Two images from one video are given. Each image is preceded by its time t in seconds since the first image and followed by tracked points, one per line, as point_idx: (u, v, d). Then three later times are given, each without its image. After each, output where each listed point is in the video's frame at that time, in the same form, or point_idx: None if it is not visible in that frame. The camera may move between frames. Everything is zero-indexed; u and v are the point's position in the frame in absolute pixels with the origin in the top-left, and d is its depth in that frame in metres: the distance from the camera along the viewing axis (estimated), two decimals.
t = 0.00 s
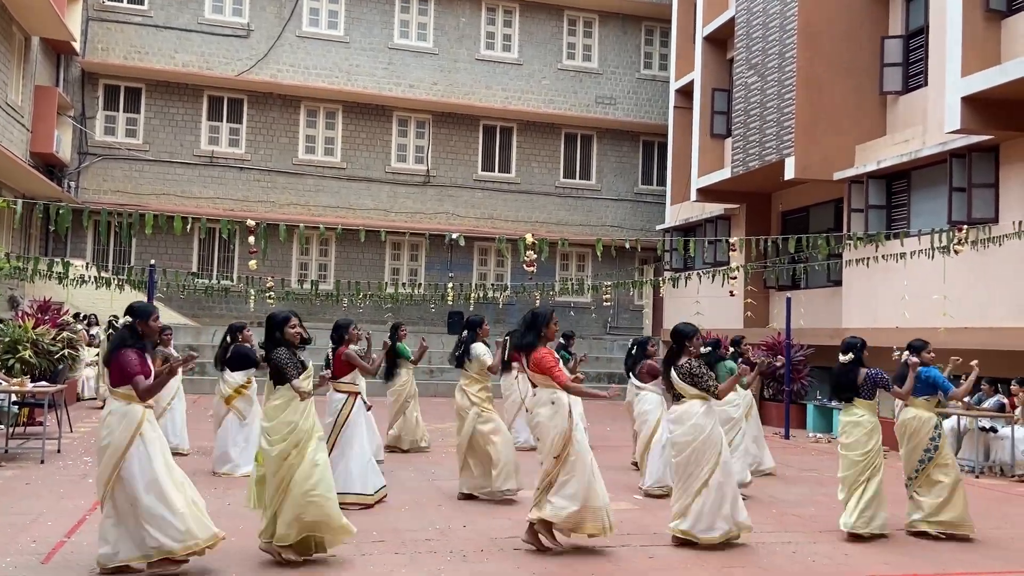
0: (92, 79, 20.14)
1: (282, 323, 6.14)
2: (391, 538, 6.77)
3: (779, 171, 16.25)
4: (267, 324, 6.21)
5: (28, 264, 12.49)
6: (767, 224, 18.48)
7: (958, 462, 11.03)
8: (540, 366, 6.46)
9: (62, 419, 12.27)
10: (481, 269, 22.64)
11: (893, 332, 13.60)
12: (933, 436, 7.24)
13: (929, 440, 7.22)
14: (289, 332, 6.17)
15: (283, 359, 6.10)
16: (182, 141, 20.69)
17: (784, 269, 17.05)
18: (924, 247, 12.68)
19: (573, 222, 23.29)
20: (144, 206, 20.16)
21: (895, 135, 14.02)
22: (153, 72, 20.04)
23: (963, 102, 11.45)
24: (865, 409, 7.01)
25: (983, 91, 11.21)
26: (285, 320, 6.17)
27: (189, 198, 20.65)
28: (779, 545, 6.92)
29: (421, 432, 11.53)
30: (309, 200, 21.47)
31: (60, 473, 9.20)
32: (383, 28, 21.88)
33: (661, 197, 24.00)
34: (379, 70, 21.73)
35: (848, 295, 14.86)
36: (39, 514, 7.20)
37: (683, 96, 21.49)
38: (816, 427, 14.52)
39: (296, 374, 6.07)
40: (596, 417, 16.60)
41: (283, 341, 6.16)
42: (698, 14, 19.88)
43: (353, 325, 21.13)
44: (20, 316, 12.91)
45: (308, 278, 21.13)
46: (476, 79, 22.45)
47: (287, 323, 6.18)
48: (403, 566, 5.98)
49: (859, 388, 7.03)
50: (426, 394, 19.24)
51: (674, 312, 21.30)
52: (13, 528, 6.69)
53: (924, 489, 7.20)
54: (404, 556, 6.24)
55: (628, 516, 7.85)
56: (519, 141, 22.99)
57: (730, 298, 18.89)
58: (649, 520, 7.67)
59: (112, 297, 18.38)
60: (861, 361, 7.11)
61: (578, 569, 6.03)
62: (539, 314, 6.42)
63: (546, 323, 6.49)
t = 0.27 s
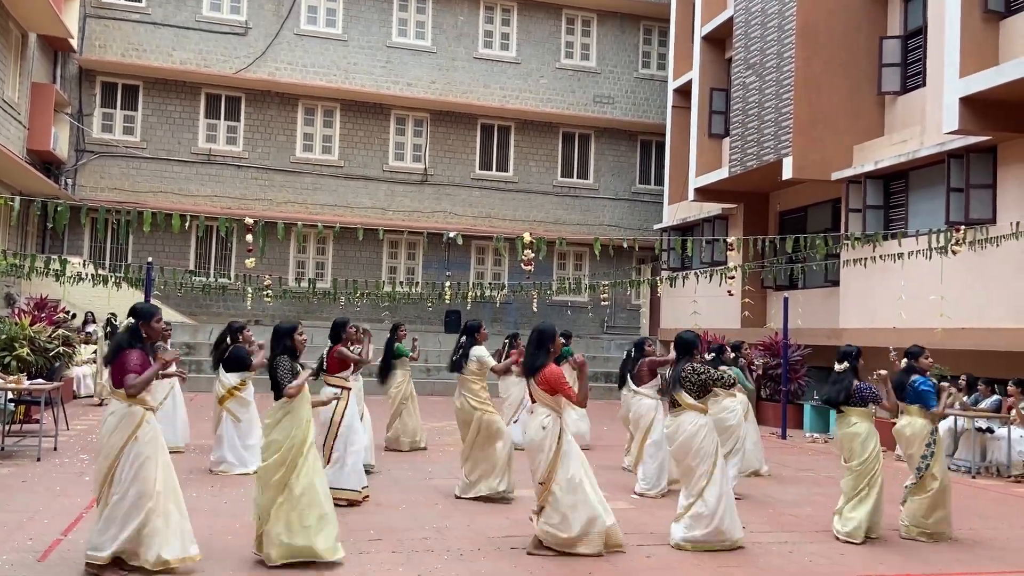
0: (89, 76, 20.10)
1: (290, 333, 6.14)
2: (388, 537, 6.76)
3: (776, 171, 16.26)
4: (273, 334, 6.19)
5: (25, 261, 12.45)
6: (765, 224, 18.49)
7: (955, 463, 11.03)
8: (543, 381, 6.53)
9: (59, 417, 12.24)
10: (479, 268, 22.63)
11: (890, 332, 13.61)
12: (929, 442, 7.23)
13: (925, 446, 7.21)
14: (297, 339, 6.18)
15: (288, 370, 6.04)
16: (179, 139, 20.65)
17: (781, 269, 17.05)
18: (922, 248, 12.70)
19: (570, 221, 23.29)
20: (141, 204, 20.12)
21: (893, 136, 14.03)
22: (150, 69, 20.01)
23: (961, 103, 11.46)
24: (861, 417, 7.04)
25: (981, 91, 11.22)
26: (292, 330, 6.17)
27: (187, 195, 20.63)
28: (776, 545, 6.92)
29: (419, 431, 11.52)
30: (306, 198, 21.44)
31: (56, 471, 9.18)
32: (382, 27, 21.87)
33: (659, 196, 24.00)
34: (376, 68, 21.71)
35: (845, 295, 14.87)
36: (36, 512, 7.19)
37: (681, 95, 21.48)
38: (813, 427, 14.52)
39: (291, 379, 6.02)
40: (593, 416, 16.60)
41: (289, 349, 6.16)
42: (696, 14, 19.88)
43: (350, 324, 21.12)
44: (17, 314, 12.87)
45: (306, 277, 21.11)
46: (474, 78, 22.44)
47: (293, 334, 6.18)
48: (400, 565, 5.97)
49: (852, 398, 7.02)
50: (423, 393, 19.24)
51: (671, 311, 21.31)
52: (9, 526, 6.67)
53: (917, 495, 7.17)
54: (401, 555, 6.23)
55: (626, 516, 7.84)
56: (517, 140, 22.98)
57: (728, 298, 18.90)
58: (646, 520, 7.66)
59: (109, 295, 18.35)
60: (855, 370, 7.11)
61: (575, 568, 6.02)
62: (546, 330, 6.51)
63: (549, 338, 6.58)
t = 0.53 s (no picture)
0: (88, 74, 20.08)
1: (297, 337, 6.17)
2: (386, 535, 6.76)
3: (775, 171, 16.27)
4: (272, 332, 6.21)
5: (23, 259, 12.41)
6: (763, 224, 18.50)
7: (953, 462, 11.05)
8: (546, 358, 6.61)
9: (57, 416, 12.22)
10: (477, 267, 22.63)
11: (888, 332, 13.62)
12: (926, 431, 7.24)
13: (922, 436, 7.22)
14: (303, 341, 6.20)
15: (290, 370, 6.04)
16: (178, 137, 20.64)
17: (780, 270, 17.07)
18: (920, 248, 12.72)
19: (569, 221, 23.30)
20: (140, 202, 20.11)
21: (892, 136, 14.04)
22: (149, 68, 19.99)
23: (960, 104, 11.47)
24: (854, 407, 7.03)
25: (980, 92, 11.24)
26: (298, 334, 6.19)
27: (185, 194, 20.62)
28: (774, 545, 6.92)
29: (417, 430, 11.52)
30: (305, 197, 21.43)
31: (55, 469, 9.17)
32: (381, 26, 21.86)
33: (657, 196, 24.01)
34: (375, 67, 21.71)
35: (844, 295, 14.89)
36: (34, 511, 7.18)
37: (680, 95, 21.48)
38: (811, 427, 14.54)
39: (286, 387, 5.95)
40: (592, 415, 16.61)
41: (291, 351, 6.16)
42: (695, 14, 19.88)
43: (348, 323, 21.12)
44: (15, 312, 12.85)
45: (304, 276, 21.11)
46: (473, 77, 22.44)
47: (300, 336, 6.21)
48: (400, 563, 5.97)
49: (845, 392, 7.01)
50: (422, 392, 19.24)
51: (670, 311, 21.33)
52: (8, 525, 6.66)
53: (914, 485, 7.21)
54: (400, 553, 6.24)
55: (624, 515, 7.84)
56: (516, 139, 22.97)
57: (726, 298, 18.91)
58: (644, 520, 7.67)
59: (108, 293, 18.34)
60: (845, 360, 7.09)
61: (573, 568, 6.03)
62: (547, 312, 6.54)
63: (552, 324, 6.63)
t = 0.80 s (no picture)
0: (88, 73, 20.07)
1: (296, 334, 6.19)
2: (386, 535, 6.76)
3: (775, 171, 16.27)
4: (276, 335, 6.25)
5: (23, 257, 12.39)
6: (763, 224, 18.50)
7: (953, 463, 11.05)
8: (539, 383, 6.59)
9: (56, 414, 12.21)
10: (477, 267, 22.63)
11: (888, 332, 13.63)
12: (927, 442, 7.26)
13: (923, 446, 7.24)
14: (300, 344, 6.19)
15: (279, 373, 6.10)
16: (178, 136, 20.63)
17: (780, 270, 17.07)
18: (920, 249, 12.72)
19: (568, 220, 23.30)
20: (140, 201, 20.10)
21: (892, 136, 14.05)
22: (149, 66, 19.98)
23: (960, 104, 11.47)
24: (844, 420, 7.05)
25: (981, 93, 11.25)
26: (298, 332, 6.22)
27: (185, 193, 20.61)
28: (773, 545, 6.93)
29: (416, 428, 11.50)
30: (305, 196, 21.43)
31: (55, 468, 9.16)
32: (381, 25, 21.85)
33: (657, 196, 24.01)
34: (375, 67, 21.71)
35: (844, 295, 14.89)
36: (33, 509, 7.17)
37: (680, 95, 21.48)
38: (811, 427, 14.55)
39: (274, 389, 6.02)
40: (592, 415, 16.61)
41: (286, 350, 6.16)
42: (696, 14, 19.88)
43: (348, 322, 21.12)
44: (15, 311, 12.84)
45: (304, 275, 21.11)
46: (473, 77, 22.44)
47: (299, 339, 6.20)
48: (399, 563, 5.97)
49: (838, 401, 7.07)
50: (421, 391, 19.25)
51: (669, 311, 21.32)
52: (7, 523, 6.65)
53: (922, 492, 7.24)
54: (400, 553, 6.23)
55: (624, 515, 7.84)
56: (515, 139, 22.97)
57: (726, 298, 18.91)
58: (644, 520, 7.66)
59: (107, 292, 18.33)
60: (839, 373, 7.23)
61: (573, 567, 6.03)
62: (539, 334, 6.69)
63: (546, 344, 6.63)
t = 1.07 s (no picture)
0: (89, 73, 20.08)
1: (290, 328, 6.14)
2: (387, 535, 6.76)
3: (776, 172, 16.26)
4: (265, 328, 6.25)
5: (24, 257, 12.38)
6: (764, 224, 18.49)
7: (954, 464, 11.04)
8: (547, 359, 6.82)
9: (58, 414, 12.22)
10: (478, 267, 22.63)
11: (889, 333, 13.62)
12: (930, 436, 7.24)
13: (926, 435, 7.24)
14: (291, 337, 6.13)
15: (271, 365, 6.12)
16: (179, 136, 20.64)
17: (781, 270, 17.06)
18: (922, 249, 12.72)
19: (569, 221, 23.29)
20: (141, 201, 20.11)
21: (894, 136, 14.04)
22: (150, 66, 19.98)
23: (962, 104, 11.45)
24: (851, 409, 7.09)
25: (982, 93, 11.25)
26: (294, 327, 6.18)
27: (186, 193, 20.62)
28: (774, 545, 6.92)
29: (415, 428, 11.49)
30: (306, 196, 21.43)
31: (55, 467, 9.17)
32: (382, 25, 21.85)
33: (658, 196, 24.00)
34: (376, 67, 21.72)
35: (845, 296, 14.88)
36: (34, 509, 7.18)
37: (681, 95, 21.46)
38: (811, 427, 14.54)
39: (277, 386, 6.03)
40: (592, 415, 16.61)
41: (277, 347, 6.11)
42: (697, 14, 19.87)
43: (348, 322, 21.13)
44: (16, 310, 12.84)
45: (305, 275, 21.12)
46: (474, 77, 22.44)
47: (292, 330, 6.16)
48: (399, 563, 5.97)
49: (838, 390, 7.12)
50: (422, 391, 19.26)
51: (670, 312, 21.32)
52: (8, 523, 6.65)
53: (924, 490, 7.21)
54: (400, 553, 6.23)
55: (624, 515, 7.83)
56: (516, 139, 22.97)
57: (727, 298, 18.90)
58: (645, 521, 7.65)
59: (108, 292, 18.34)
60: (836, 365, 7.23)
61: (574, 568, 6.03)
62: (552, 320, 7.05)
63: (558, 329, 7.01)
